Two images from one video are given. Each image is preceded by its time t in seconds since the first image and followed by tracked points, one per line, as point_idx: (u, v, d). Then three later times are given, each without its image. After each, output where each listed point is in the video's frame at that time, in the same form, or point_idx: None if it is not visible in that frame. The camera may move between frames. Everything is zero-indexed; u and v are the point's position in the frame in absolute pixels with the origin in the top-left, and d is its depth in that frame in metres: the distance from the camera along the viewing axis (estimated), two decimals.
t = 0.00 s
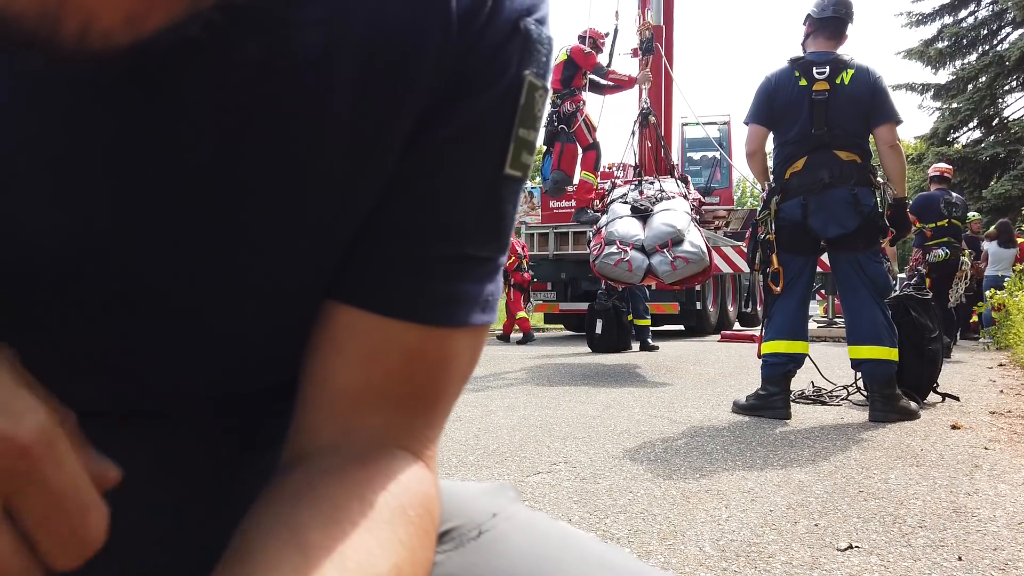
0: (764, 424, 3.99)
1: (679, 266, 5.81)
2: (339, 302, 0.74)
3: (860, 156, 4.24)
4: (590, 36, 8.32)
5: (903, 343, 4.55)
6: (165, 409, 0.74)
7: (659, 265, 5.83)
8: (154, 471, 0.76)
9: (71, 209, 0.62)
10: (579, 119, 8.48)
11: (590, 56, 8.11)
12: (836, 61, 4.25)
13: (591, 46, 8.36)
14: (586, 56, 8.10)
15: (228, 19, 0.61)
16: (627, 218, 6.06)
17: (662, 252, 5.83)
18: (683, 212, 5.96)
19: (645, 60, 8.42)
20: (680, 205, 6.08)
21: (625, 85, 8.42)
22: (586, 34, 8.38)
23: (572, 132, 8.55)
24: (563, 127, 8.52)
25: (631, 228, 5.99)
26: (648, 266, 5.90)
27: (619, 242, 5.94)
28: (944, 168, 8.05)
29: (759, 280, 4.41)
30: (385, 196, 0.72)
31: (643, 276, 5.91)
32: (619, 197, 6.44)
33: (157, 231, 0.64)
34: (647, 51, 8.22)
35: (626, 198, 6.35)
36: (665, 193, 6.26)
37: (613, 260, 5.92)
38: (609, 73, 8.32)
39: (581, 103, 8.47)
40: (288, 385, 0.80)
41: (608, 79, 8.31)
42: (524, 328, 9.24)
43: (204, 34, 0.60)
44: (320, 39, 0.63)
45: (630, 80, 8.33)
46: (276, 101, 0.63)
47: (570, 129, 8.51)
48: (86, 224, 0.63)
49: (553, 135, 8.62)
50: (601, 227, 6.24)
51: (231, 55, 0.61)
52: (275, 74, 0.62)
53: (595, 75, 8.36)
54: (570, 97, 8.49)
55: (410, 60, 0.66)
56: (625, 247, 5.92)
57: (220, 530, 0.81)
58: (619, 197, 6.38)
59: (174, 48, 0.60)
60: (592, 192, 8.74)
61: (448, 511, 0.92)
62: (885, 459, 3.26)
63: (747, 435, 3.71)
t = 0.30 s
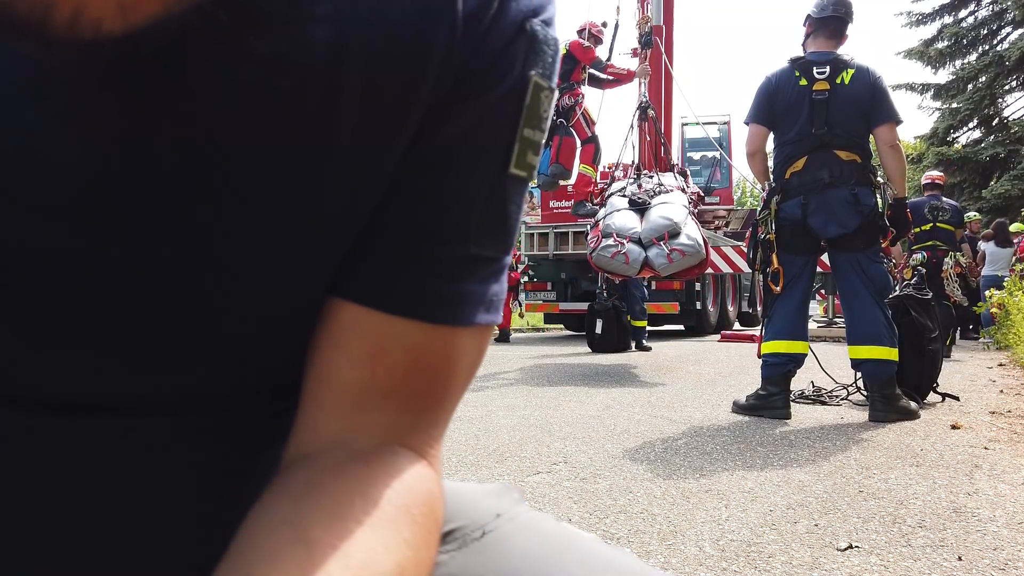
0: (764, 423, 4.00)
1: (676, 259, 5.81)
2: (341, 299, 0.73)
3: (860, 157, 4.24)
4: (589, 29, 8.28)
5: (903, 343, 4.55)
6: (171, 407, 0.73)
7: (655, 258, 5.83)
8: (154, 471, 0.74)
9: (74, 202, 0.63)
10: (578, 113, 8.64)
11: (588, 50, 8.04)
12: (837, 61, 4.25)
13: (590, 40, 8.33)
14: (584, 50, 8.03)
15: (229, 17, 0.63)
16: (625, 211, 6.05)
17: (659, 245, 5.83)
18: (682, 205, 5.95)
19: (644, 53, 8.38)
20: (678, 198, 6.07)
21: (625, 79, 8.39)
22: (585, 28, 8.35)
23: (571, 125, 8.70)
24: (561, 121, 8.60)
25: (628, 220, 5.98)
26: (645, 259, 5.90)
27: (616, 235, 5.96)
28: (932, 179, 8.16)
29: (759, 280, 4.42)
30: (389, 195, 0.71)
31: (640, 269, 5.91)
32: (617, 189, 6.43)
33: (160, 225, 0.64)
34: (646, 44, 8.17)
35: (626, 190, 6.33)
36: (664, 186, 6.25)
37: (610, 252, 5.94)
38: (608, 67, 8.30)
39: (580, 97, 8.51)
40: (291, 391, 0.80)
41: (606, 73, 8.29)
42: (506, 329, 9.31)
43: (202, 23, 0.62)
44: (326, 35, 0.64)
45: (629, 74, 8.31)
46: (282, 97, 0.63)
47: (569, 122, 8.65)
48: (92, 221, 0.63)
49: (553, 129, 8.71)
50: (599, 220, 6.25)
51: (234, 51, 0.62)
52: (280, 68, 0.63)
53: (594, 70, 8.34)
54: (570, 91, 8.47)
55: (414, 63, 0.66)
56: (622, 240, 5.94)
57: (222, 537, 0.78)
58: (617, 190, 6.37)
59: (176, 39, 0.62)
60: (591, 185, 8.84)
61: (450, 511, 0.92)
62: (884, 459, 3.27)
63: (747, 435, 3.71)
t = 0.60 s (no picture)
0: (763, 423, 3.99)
1: (673, 250, 5.81)
2: (328, 297, 0.74)
3: (860, 157, 4.24)
4: (588, 21, 8.26)
5: (903, 343, 4.55)
6: (168, 407, 0.74)
7: (652, 250, 5.83)
8: (149, 466, 0.75)
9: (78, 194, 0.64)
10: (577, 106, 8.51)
11: (588, 43, 8.14)
12: (837, 61, 4.25)
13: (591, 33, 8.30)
14: (584, 43, 8.14)
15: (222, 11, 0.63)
16: (623, 202, 6.07)
17: (656, 236, 5.83)
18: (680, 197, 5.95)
19: (643, 46, 8.39)
20: (677, 190, 6.07)
21: (624, 72, 8.36)
22: (586, 20, 8.28)
23: (569, 119, 8.56)
24: (559, 114, 8.53)
25: (626, 212, 6.00)
26: (642, 251, 5.91)
27: (614, 226, 5.97)
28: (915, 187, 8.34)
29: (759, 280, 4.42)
30: (375, 195, 0.71)
31: (637, 260, 5.93)
32: (616, 181, 6.44)
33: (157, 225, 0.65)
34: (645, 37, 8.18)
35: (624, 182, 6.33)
36: (663, 179, 6.25)
37: (607, 244, 5.95)
38: (607, 61, 8.29)
39: (580, 90, 8.50)
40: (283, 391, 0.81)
41: (606, 66, 8.27)
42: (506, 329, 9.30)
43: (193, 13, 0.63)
44: (313, 36, 0.64)
45: (628, 67, 8.29)
46: (269, 96, 0.63)
47: (568, 115, 8.52)
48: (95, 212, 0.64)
49: (552, 123, 8.64)
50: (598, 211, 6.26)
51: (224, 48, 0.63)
52: (272, 67, 0.63)
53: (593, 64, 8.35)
54: (569, 85, 8.50)
55: (398, 64, 0.67)
56: (620, 231, 5.95)
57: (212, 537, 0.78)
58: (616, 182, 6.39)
59: (174, 34, 0.63)
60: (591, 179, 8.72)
61: (437, 511, 0.92)
62: (885, 459, 3.26)
63: (747, 435, 3.71)
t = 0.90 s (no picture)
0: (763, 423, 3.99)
1: (671, 241, 5.80)
2: (313, 297, 0.73)
3: (860, 157, 4.24)
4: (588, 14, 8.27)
5: (903, 343, 4.55)
6: (165, 407, 0.75)
7: (651, 241, 5.84)
8: (144, 467, 0.75)
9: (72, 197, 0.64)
10: (578, 99, 8.49)
11: (587, 36, 8.17)
12: (836, 61, 4.25)
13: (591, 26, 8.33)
14: (583, 36, 8.16)
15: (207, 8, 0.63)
16: (622, 195, 6.08)
17: (655, 228, 5.83)
18: (679, 190, 5.95)
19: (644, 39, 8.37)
20: (676, 182, 6.07)
21: (625, 65, 8.31)
22: (585, 12, 8.29)
23: (570, 111, 8.56)
24: (560, 107, 8.56)
25: (625, 203, 6.01)
26: (640, 242, 5.92)
27: (612, 218, 5.99)
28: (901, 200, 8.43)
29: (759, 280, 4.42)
30: (360, 193, 0.71)
31: (636, 251, 5.94)
32: (616, 173, 6.45)
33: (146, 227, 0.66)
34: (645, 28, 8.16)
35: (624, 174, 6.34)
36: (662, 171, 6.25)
37: (606, 235, 5.96)
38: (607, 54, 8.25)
39: (580, 83, 8.47)
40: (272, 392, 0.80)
41: (606, 59, 8.23)
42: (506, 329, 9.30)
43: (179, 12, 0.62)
44: (293, 37, 0.64)
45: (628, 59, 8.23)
46: (254, 95, 0.63)
47: (569, 108, 8.52)
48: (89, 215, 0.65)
49: (553, 117, 8.65)
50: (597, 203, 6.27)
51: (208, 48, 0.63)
52: (258, 67, 0.63)
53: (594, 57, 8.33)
54: (569, 78, 8.50)
55: (380, 62, 0.66)
56: (618, 223, 5.96)
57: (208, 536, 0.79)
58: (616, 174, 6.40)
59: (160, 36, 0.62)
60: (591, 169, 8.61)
61: (430, 508, 0.92)
62: (885, 459, 3.26)
63: (748, 435, 3.70)
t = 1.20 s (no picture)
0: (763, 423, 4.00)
1: (671, 232, 5.80)
2: (314, 298, 0.73)
3: (860, 157, 4.24)
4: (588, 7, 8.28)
5: (903, 343, 4.55)
6: (166, 409, 0.75)
7: (651, 231, 5.83)
8: (143, 467, 0.75)
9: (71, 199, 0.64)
10: (579, 92, 8.51)
11: (587, 30, 8.16)
12: (836, 61, 4.25)
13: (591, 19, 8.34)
14: (583, 30, 8.16)
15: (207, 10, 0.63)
16: (623, 186, 6.09)
17: (655, 218, 5.83)
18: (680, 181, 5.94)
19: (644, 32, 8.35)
20: (677, 173, 6.06)
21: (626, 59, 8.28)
22: (586, 6, 8.34)
23: (572, 105, 8.60)
24: (563, 101, 8.61)
25: (625, 194, 6.02)
26: (641, 233, 5.92)
27: (613, 209, 6.00)
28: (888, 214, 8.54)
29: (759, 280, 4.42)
30: (360, 193, 0.71)
31: (636, 242, 5.94)
32: (616, 165, 6.46)
33: (148, 229, 0.66)
34: (646, 21, 8.15)
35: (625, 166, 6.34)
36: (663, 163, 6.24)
37: (606, 226, 5.97)
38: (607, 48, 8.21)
39: (582, 76, 8.46)
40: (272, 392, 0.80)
41: (606, 53, 8.20)
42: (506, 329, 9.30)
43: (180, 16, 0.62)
44: (289, 38, 0.64)
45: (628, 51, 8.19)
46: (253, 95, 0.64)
47: (570, 101, 8.55)
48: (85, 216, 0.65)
49: (556, 111, 8.70)
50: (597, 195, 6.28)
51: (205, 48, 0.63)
52: (256, 69, 0.63)
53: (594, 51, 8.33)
54: (571, 72, 8.50)
55: (380, 61, 0.67)
56: (619, 214, 5.96)
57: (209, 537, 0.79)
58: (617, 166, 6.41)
59: (161, 39, 0.62)
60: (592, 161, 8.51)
61: (431, 507, 0.92)
62: (885, 459, 3.26)
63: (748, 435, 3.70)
